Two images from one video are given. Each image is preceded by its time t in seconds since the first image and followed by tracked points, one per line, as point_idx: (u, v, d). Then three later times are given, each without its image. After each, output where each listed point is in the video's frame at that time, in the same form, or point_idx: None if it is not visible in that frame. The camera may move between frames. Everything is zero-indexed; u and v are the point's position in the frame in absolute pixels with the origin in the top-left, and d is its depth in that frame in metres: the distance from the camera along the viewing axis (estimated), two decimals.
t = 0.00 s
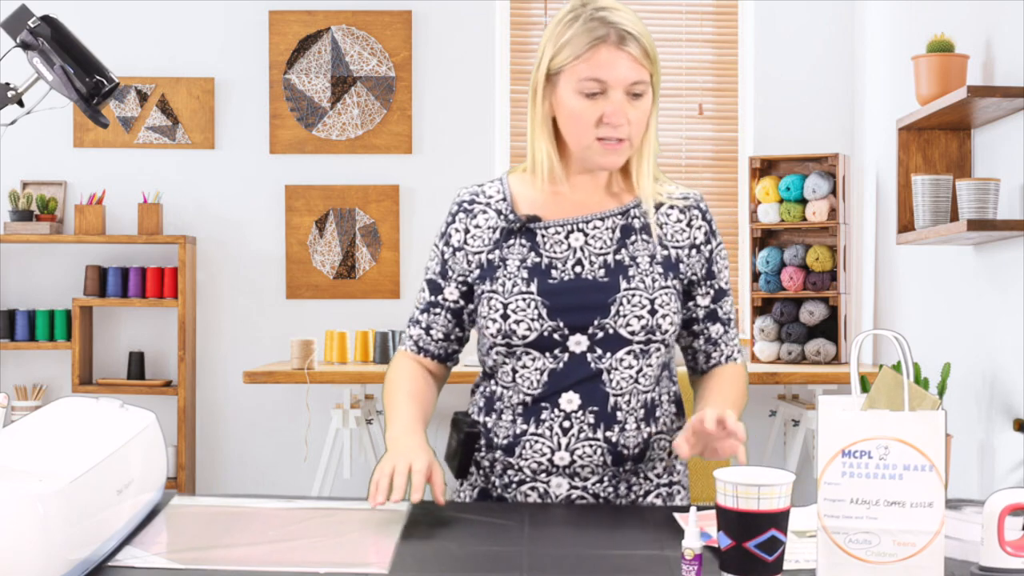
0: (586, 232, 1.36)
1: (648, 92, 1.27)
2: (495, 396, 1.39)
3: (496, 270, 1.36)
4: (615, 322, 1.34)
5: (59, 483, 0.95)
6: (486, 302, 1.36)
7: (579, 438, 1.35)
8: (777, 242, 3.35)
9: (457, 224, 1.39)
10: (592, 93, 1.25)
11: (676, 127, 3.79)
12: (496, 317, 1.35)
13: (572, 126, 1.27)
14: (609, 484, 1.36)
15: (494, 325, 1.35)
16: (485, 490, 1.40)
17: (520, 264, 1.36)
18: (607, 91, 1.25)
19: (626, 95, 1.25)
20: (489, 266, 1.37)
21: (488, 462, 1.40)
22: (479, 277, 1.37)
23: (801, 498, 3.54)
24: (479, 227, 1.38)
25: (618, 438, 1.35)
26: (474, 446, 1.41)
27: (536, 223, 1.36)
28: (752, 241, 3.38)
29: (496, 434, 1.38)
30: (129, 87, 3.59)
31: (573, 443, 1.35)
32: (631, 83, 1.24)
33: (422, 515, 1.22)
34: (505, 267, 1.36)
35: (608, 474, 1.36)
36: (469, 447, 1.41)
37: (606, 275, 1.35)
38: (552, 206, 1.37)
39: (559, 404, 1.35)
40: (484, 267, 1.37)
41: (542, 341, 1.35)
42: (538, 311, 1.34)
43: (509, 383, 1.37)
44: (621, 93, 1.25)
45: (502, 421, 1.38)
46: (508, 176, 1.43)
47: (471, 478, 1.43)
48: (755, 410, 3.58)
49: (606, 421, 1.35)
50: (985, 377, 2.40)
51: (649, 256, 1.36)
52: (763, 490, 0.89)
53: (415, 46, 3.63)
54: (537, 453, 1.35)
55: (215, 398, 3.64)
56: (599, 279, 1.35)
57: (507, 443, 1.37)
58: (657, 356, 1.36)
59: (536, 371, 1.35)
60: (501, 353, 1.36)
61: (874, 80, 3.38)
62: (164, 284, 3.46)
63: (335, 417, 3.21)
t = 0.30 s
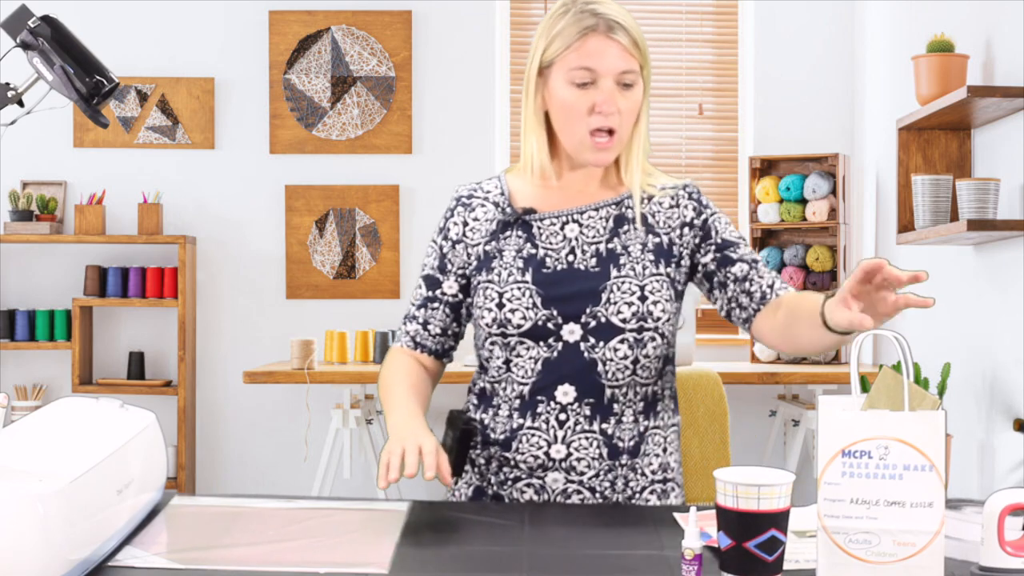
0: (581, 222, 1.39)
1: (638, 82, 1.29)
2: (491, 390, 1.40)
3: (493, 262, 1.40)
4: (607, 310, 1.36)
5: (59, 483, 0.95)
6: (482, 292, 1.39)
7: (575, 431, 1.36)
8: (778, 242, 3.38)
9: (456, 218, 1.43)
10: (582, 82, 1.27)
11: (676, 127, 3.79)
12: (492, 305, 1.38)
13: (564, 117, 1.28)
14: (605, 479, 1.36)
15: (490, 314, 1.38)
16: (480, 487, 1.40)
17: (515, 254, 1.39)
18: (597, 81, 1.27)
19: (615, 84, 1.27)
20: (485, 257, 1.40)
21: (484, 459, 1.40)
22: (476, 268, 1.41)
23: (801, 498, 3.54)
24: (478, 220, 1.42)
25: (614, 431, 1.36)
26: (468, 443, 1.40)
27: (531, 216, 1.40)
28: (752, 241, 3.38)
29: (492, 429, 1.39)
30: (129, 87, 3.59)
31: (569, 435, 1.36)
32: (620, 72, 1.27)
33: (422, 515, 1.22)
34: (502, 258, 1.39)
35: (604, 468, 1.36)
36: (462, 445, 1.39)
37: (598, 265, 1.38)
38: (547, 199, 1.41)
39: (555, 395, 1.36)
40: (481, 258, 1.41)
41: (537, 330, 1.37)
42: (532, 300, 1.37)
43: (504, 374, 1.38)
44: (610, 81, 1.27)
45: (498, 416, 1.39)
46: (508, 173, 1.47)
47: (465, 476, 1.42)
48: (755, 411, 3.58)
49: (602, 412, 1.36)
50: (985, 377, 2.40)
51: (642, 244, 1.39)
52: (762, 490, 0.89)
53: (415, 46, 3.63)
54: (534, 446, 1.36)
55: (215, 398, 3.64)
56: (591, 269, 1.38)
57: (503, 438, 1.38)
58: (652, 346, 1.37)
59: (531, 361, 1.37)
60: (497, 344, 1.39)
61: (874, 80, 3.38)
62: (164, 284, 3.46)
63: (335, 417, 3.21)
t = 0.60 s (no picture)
0: (578, 223, 1.41)
1: (624, 68, 1.35)
2: (492, 389, 1.44)
3: (491, 261, 1.44)
4: (597, 312, 1.38)
5: (59, 483, 0.95)
6: (480, 291, 1.44)
7: (567, 431, 1.38)
8: (777, 242, 3.37)
9: (464, 220, 1.49)
10: (566, 71, 1.35)
11: (676, 127, 3.79)
12: (486, 304, 1.42)
13: (553, 107, 1.36)
14: (599, 482, 1.37)
15: (485, 312, 1.42)
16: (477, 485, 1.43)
17: (512, 254, 1.43)
18: (581, 70, 1.35)
19: (597, 71, 1.34)
20: (486, 256, 1.45)
21: (482, 458, 1.43)
22: (477, 268, 1.46)
23: (801, 498, 3.54)
24: (482, 222, 1.47)
25: (606, 432, 1.37)
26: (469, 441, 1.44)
27: (530, 216, 1.43)
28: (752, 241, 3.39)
29: (490, 428, 1.42)
30: (129, 87, 3.59)
31: (560, 436, 1.38)
32: (601, 60, 1.34)
33: (423, 515, 1.22)
34: (499, 257, 1.43)
35: (597, 471, 1.37)
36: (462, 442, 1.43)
37: (591, 266, 1.40)
38: (552, 199, 1.44)
39: (547, 394, 1.38)
40: (481, 257, 1.45)
41: (528, 329, 1.39)
42: (523, 299, 1.40)
43: (501, 372, 1.42)
44: (594, 69, 1.34)
45: (496, 415, 1.42)
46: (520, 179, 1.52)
47: (467, 474, 1.45)
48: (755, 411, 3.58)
49: (593, 414, 1.38)
50: (985, 377, 2.40)
51: (637, 246, 1.40)
52: (763, 490, 0.89)
53: (415, 46, 3.62)
54: (526, 446, 1.38)
55: (215, 398, 3.64)
56: (584, 270, 1.40)
57: (498, 437, 1.40)
58: (645, 349, 1.38)
59: (524, 360, 1.40)
60: (494, 343, 1.43)
61: (874, 80, 3.38)
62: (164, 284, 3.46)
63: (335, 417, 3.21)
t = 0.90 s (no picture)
0: (555, 219, 1.39)
1: (594, 69, 1.33)
2: (473, 389, 1.41)
3: (467, 259, 1.41)
4: (577, 304, 1.35)
5: (59, 483, 0.95)
6: (457, 290, 1.40)
7: (552, 429, 1.36)
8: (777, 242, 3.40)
9: (438, 221, 1.45)
10: (535, 68, 1.32)
11: (676, 126, 3.79)
12: (464, 302, 1.39)
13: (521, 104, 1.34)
14: (586, 479, 1.37)
15: (463, 310, 1.39)
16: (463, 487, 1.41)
17: (489, 252, 1.40)
18: (550, 67, 1.32)
19: (566, 69, 1.32)
20: (462, 256, 1.41)
21: (466, 459, 1.40)
22: (453, 267, 1.42)
23: (801, 498, 3.54)
24: (456, 222, 1.43)
25: (591, 428, 1.36)
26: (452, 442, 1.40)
27: (506, 215, 1.40)
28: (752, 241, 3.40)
29: (473, 429, 1.39)
30: (129, 87, 3.59)
31: (546, 434, 1.36)
32: (570, 58, 1.32)
33: (422, 515, 1.22)
34: (476, 255, 1.40)
35: (583, 468, 1.37)
36: (445, 443, 1.39)
37: (570, 259, 1.37)
38: (525, 197, 1.42)
39: (530, 392, 1.36)
40: (456, 257, 1.42)
41: (507, 325, 1.37)
42: (502, 293, 1.37)
43: (481, 372, 1.39)
44: (563, 67, 1.32)
45: (479, 415, 1.39)
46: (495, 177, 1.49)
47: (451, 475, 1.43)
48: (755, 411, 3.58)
49: (578, 410, 1.36)
50: (986, 377, 2.40)
51: (615, 240, 1.38)
52: (763, 490, 0.89)
53: (415, 46, 3.62)
54: (512, 445, 1.37)
55: (215, 398, 3.64)
56: (563, 263, 1.37)
57: (483, 437, 1.38)
58: (627, 342, 1.36)
59: (504, 358, 1.37)
60: (473, 340, 1.39)
61: (874, 80, 3.38)
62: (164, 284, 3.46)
63: (335, 417, 3.21)
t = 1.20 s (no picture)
0: (522, 219, 1.30)
1: (557, 67, 1.24)
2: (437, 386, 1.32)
3: (433, 255, 1.30)
4: (549, 302, 1.28)
5: (59, 483, 0.95)
6: (425, 285, 1.30)
7: (522, 423, 1.29)
8: (777, 242, 3.40)
9: (400, 216, 1.32)
10: (497, 66, 1.24)
11: (675, 127, 3.79)
12: (434, 298, 1.29)
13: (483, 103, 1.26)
14: (553, 472, 1.32)
15: (431, 306, 1.29)
16: (427, 484, 1.34)
17: (457, 248, 1.30)
18: (512, 65, 1.24)
19: (529, 68, 1.24)
20: (427, 251, 1.30)
21: (430, 457, 1.34)
22: (420, 264, 1.31)
23: (801, 498, 3.54)
24: (421, 219, 1.31)
25: (560, 422, 1.30)
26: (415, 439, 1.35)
27: (473, 212, 1.31)
28: (753, 241, 3.42)
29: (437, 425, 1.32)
30: (129, 87, 3.59)
31: (515, 429, 1.30)
32: (534, 57, 1.24)
33: (420, 515, 1.22)
34: (443, 251, 1.30)
35: (551, 461, 1.31)
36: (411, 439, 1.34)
37: (541, 257, 1.29)
38: (487, 195, 1.33)
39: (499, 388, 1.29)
40: (421, 252, 1.30)
41: (478, 322, 1.28)
42: (474, 290, 1.28)
43: (445, 369, 1.30)
44: (525, 67, 1.24)
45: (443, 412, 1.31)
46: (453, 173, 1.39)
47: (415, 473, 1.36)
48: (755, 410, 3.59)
49: (547, 405, 1.29)
50: (985, 377, 2.40)
51: (583, 241, 1.30)
52: (762, 490, 0.89)
53: (415, 46, 3.63)
54: (480, 440, 1.30)
55: (215, 398, 3.64)
56: (533, 261, 1.29)
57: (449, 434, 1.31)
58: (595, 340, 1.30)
59: (473, 355, 1.29)
60: (438, 337, 1.30)
61: (874, 80, 3.38)
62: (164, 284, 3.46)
63: (334, 417, 3.21)
